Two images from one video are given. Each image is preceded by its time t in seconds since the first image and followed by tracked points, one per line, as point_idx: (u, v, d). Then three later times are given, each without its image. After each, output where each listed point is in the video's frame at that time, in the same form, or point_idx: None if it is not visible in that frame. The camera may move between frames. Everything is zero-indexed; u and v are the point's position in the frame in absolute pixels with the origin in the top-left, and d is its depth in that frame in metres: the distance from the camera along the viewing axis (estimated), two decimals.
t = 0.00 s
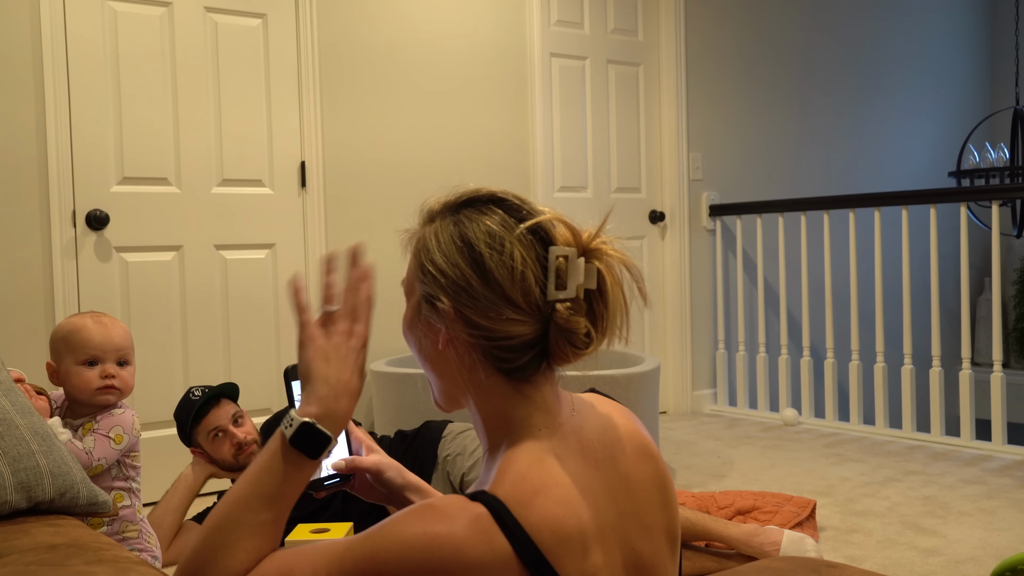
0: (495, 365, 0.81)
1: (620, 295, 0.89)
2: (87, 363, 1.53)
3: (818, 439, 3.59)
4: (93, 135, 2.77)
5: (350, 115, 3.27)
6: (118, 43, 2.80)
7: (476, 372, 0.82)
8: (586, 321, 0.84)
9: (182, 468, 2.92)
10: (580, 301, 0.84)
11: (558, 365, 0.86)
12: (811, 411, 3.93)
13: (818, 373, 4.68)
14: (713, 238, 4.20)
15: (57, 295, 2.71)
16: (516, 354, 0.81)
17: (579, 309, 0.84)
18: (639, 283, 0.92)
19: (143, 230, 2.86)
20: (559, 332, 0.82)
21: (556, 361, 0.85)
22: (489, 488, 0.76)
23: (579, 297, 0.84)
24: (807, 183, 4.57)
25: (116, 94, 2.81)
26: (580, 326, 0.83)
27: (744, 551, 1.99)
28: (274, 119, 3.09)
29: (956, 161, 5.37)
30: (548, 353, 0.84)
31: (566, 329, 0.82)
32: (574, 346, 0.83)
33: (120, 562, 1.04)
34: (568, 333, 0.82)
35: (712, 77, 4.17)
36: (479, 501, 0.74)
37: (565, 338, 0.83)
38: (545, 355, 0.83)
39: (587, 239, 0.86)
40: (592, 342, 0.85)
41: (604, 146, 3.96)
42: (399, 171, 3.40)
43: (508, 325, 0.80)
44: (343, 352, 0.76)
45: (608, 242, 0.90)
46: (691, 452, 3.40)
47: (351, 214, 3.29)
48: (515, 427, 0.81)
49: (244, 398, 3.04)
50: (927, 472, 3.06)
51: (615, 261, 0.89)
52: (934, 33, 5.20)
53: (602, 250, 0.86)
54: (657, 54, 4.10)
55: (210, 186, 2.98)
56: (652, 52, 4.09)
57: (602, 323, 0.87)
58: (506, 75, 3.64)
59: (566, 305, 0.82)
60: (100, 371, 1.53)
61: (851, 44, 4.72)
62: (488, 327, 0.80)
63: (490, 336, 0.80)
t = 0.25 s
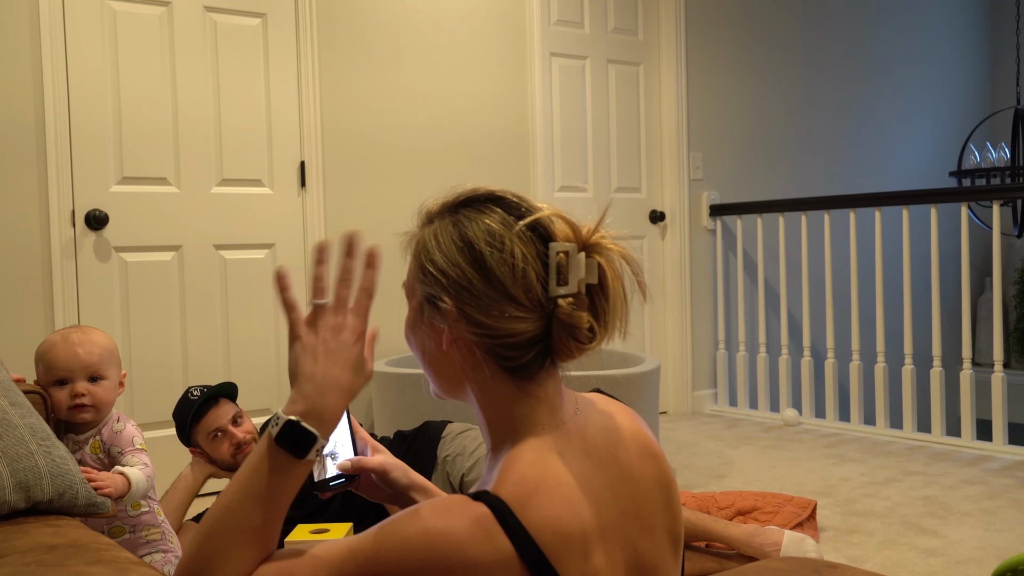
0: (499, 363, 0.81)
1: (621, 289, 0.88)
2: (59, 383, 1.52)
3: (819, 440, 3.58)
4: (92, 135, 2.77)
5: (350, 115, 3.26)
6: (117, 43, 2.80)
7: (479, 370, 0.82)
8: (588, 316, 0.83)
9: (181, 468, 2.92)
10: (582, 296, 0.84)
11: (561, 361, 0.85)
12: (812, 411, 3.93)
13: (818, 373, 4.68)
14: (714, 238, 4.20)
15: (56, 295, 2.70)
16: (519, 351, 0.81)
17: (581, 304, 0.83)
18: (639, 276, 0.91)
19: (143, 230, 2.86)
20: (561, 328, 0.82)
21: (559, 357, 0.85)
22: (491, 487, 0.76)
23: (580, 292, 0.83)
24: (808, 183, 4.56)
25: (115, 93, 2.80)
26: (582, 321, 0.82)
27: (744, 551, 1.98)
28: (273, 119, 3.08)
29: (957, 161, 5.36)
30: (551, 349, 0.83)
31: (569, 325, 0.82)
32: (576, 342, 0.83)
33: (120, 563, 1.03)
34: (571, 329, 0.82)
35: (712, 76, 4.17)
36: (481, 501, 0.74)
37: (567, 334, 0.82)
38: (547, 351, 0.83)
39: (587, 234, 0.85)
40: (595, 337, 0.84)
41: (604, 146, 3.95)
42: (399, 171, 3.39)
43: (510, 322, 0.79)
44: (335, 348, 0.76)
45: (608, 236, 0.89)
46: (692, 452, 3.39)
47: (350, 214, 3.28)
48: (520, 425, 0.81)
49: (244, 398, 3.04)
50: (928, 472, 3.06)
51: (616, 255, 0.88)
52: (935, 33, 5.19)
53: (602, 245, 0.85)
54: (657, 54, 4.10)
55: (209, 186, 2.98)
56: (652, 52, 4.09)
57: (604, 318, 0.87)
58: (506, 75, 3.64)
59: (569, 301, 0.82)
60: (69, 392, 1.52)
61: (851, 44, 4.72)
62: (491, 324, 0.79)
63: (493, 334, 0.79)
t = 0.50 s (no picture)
0: (500, 362, 0.80)
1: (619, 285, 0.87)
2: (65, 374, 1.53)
3: (819, 440, 3.58)
4: (91, 135, 2.76)
5: (349, 114, 3.26)
6: (116, 42, 2.79)
7: (480, 371, 0.81)
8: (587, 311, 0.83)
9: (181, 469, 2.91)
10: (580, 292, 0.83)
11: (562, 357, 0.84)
12: (813, 411, 3.92)
13: (819, 373, 4.67)
14: (714, 238, 4.19)
15: (55, 295, 2.70)
16: (520, 349, 0.80)
17: (580, 298, 0.83)
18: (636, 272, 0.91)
19: (142, 230, 2.85)
20: (561, 323, 0.81)
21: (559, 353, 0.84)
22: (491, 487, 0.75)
23: (578, 286, 0.83)
24: (808, 183, 4.56)
25: (114, 92, 2.80)
26: (580, 316, 0.82)
27: (744, 551, 1.98)
28: (273, 119, 3.08)
29: (958, 160, 5.36)
30: (551, 345, 0.82)
31: (568, 319, 0.81)
32: (576, 337, 0.82)
33: (120, 563, 1.03)
34: (570, 323, 0.81)
35: (713, 76, 4.16)
36: (480, 499, 0.73)
37: (566, 330, 0.82)
38: (548, 348, 0.82)
39: (583, 230, 0.85)
40: (594, 331, 0.84)
41: (604, 145, 3.95)
42: (399, 170, 3.39)
43: (508, 319, 0.79)
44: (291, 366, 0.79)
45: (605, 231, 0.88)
46: (692, 452, 3.38)
47: (349, 214, 3.27)
48: (523, 426, 0.80)
49: (244, 398, 3.03)
50: (928, 473, 3.05)
51: (613, 251, 0.88)
52: (936, 33, 5.19)
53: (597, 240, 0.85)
54: (657, 53, 4.09)
55: (208, 186, 2.97)
56: (652, 51, 4.08)
57: (603, 314, 0.86)
58: (507, 74, 3.63)
59: (566, 296, 0.81)
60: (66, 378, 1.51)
61: (852, 44, 4.71)
62: (491, 322, 0.78)
63: (492, 331, 0.79)
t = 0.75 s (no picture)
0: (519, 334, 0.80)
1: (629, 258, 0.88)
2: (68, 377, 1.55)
3: (820, 440, 3.57)
4: (90, 135, 2.76)
5: (348, 114, 3.25)
6: (115, 41, 2.78)
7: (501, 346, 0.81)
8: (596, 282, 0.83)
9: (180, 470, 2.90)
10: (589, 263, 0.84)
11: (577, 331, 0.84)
12: (814, 412, 3.92)
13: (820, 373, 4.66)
14: (715, 238, 4.18)
15: (54, 294, 2.69)
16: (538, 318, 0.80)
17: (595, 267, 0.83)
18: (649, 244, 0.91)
19: (141, 230, 2.85)
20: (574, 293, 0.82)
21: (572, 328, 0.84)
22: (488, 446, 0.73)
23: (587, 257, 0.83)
24: (809, 184, 4.55)
25: (113, 92, 2.79)
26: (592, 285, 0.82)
27: (745, 552, 1.97)
28: (273, 119, 3.07)
29: (959, 161, 5.35)
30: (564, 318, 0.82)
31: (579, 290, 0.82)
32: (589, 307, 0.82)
33: (118, 564, 1.02)
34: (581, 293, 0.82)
35: (713, 76, 4.16)
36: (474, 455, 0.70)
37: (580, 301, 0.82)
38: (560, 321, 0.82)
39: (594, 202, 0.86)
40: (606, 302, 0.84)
41: (605, 145, 3.94)
42: (398, 170, 3.38)
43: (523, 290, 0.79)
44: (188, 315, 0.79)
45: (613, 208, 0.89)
46: (692, 453, 3.38)
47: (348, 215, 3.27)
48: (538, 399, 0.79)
49: (243, 399, 3.03)
50: (929, 473, 3.04)
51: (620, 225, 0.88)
52: (936, 33, 5.19)
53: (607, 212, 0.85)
54: (657, 54, 4.09)
55: (207, 186, 2.96)
56: (652, 51, 4.08)
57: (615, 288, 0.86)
58: (507, 74, 3.63)
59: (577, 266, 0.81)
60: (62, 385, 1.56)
61: (852, 44, 4.71)
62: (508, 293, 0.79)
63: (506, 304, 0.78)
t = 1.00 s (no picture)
0: (555, 354, 0.83)
1: (663, 256, 0.90)
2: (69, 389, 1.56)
3: (821, 440, 3.57)
4: (90, 135, 2.75)
5: (348, 114, 3.25)
6: (114, 40, 2.78)
7: (535, 365, 0.83)
8: (632, 286, 0.86)
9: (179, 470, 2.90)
10: (626, 270, 0.86)
11: (614, 339, 0.87)
12: (814, 412, 3.91)
13: (821, 373, 4.65)
14: (715, 237, 4.18)
15: (53, 294, 2.69)
16: (571, 338, 0.83)
17: (627, 278, 0.86)
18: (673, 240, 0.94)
19: (140, 230, 2.84)
20: (611, 301, 0.84)
21: (609, 336, 0.87)
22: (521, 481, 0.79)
23: (622, 264, 0.85)
24: (810, 183, 4.55)
25: (113, 91, 2.79)
26: (628, 294, 0.85)
27: (746, 553, 1.97)
28: (272, 119, 3.07)
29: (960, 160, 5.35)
30: (602, 328, 0.86)
31: (615, 297, 0.84)
32: (628, 317, 0.85)
33: (118, 565, 1.02)
34: (617, 300, 0.84)
35: (713, 74, 4.15)
36: (502, 493, 0.77)
37: (615, 311, 0.85)
38: (598, 331, 0.85)
39: (620, 207, 0.87)
40: (642, 307, 0.87)
41: (605, 144, 3.93)
42: (398, 170, 3.37)
43: (560, 306, 0.82)
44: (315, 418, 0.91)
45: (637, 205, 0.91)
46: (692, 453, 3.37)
47: (348, 214, 3.26)
48: (570, 423, 0.83)
49: (242, 398, 3.02)
50: (930, 473, 3.04)
51: (650, 222, 0.90)
52: (937, 32, 5.18)
53: (637, 215, 0.88)
54: (657, 53, 4.08)
55: (207, 186, 2.96)
56: (652, 51, 4.07)
57: (651, 290, 0.89)
58: (506, 73, 3.62)
59: (612, 276, 0.84)
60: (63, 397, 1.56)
61: (853, 43, 4.70)
62: (540, 311, 0.81)
63: (544, 323, 0.81)
